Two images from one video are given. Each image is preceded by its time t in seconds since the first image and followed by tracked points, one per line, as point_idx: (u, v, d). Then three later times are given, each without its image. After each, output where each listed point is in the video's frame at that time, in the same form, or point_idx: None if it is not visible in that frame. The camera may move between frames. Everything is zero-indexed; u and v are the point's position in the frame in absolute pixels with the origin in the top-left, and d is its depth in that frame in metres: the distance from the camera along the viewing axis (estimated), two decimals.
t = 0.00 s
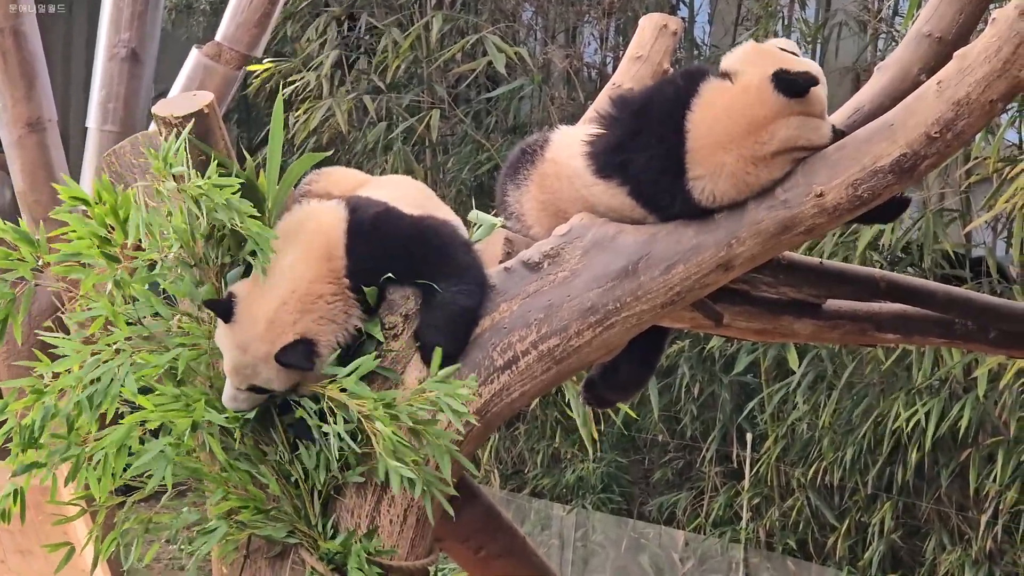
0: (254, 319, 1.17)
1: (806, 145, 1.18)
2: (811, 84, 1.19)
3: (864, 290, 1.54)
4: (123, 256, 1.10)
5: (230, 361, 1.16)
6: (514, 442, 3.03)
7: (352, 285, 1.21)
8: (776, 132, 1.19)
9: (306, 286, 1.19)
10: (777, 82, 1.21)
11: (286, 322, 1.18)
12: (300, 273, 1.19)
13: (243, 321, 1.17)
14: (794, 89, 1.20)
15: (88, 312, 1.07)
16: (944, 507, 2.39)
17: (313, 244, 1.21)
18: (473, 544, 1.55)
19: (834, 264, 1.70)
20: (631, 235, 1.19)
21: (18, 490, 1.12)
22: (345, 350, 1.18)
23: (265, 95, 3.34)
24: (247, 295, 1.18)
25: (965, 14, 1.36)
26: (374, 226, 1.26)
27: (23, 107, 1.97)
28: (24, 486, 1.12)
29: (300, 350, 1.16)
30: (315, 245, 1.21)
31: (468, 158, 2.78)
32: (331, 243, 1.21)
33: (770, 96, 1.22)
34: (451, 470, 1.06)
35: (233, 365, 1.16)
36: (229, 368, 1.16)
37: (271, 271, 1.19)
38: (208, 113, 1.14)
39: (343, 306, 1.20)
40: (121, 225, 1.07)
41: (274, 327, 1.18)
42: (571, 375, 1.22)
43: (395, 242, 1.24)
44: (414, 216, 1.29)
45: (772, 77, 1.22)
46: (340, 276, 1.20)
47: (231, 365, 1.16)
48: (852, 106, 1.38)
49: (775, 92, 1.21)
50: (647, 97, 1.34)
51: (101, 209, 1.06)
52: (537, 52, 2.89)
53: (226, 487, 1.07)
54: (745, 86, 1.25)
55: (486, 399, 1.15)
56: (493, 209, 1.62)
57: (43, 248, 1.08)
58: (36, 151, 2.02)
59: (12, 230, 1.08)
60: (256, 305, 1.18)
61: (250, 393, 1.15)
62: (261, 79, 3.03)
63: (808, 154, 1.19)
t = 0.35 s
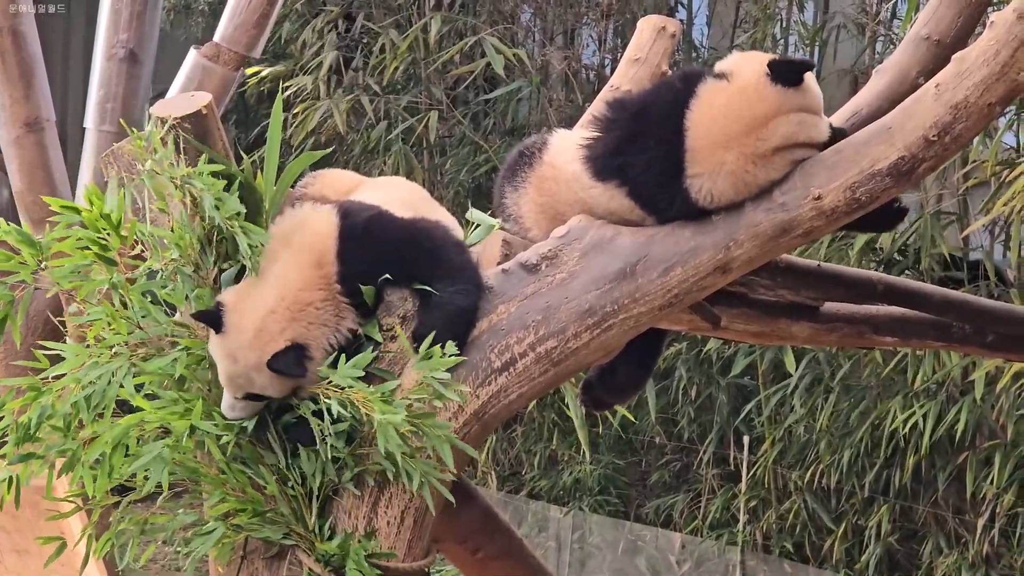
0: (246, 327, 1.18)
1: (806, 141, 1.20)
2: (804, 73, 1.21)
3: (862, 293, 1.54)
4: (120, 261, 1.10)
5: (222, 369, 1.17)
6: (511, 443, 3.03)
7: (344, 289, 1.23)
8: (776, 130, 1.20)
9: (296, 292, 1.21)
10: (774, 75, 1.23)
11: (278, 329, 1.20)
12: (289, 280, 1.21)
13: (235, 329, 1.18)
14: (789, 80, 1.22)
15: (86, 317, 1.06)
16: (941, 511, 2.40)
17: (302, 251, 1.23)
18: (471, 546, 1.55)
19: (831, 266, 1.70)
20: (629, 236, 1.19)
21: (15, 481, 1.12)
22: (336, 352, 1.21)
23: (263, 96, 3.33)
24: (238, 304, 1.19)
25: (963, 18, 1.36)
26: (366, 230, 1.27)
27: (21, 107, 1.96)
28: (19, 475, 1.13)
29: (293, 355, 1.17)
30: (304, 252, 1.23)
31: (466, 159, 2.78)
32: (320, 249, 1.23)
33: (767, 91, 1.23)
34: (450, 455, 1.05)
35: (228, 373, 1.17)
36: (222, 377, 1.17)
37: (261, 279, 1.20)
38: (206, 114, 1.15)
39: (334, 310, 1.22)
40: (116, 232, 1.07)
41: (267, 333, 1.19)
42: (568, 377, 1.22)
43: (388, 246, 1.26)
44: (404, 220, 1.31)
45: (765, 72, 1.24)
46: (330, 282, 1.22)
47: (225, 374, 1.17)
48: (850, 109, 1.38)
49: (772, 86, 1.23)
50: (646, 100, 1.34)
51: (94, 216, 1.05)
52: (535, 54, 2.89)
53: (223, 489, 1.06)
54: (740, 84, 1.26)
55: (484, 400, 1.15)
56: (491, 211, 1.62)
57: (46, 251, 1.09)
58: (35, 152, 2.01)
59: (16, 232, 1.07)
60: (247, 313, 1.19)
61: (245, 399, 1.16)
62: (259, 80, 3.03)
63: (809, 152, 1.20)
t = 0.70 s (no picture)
0: (248, 325, 1.18)
1: (800, 142, 1.20)
2: (793, 68, 1.22)
3: (859, 295, 1.54)
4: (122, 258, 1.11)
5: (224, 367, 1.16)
6: (509, 445, 3.02)
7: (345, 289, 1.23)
8: (772, 130, 1.19)
9: (298, 291, 1.21)
10: (762, 72, 1.23)
11: (279, 328, 1.20)
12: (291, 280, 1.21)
13: (238, 326, 1.18)
14: (779, 76, 1.22)
15: (87, 313, 1.07)
16: (939, 513, 2.40)
17: (303, 252, 1.23)
18: (470, 547, 1.55)
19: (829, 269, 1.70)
20: (628, 238, 1.19)
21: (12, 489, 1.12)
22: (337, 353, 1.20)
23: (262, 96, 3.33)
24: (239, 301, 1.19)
25: (963, 21, 1.37)
26: (367, 231, 1.28)
27: (20, 107, 1.96)
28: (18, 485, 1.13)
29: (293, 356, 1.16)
30: (305, 253, 1.23)
31: (465, 161, 2.78)
32: (322, 251, 1.23)
33: (760, 90, 1.23)
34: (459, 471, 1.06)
35: (229, 371, 1.16)
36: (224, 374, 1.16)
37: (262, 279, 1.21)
38: (206, 115, 1.14)
39: (335, 312, 1.22)
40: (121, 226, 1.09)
41: (268, 331, 1.19)
42: (568, 379, 1.22)
43: (389, 247, 1.26)
44: (405, 221, 1.31)
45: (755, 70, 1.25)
46: (331, 282, 1.23)
47: (226, 372, 1.16)
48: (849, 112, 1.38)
49: (763, 84, 1.23)
50: (645, 103, 1.34)
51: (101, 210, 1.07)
52: (535, 56, 2.89)
53: (223, 490, 1.06)
54: (733, 85, 1.26)
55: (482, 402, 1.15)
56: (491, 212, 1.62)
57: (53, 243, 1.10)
58: (33, 152, 2.01)
59: (24, 224, 1.09)
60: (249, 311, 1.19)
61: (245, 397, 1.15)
62: (258, 81, 3.03)
63: (804, 155, 1.19)
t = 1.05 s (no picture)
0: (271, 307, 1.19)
1: (795, 147, 1.22)
2: (779, 78, 1.22)
3: (858, 299, 1.54)
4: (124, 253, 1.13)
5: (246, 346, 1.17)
6: (507, 447, 3.02)
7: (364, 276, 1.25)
8: (766, 138, 1.22)
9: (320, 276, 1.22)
10: (751, 81, 1.24)
11: (300, 309, 1.20)
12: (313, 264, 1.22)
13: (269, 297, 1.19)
14: (767, 87, 1.23)
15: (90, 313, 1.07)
16: (936, 517, 2.40)
17: (328, 237, 1.24)
18: (466, 549, 1.55)
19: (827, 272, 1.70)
20: (626, 241, 1.19)
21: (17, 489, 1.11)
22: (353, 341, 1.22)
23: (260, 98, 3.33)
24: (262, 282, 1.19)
25: (961, 25, 1.38)
26: (383, 229, 1.29)
27: (18, 108, 1.96)
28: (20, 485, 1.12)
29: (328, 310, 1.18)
30: (327, 240, 1.24)
31: (464, 163, 2.78)
32: (343, 240, 1.25)
33: (749, 99, 1.24)
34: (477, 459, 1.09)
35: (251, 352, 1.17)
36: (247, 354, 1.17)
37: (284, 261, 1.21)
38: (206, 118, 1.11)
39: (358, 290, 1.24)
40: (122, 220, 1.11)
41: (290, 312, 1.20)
42: (566, 382, 1.22)
43: (404, 247, 1.27)
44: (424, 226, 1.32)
45: (743, 78, 1.25)
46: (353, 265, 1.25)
47: (259, 338, 1.18)
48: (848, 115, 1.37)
49: (751, 95, 1.24)
50: (644, 106, 1.35)
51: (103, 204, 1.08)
52: (533, 58, 2.89)
53: (220, 492, 1.07)
54: (723, 93, 1.27)
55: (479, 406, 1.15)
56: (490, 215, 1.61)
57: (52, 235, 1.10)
58: (31, 153, 2.00)
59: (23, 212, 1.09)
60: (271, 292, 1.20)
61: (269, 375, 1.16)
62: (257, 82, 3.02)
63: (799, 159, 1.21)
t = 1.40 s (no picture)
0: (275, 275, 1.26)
1: (796, 146, 1.24)
2: (774, 75, 1.26)
3: (855, 305, 1.54)
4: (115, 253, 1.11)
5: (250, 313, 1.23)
6: (503, 453, 3.01)
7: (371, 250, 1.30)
8: (766, 138, 1.23)
9: (326, 245, 1.29)
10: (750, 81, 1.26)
11: (305, 269, 1.28)
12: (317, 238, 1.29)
13: (276, 255, 1.27)
14: (766, 83, 1.26)
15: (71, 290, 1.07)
16: (933, 523, 2.40)
17: (343, 216, 1.32)
18: (463, 556, 1.54)
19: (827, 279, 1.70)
20: (624, 247, 1.18)
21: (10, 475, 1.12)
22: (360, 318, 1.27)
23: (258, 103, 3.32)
24: (265, 252, 1.27)
25: (961, 31, 1.37)
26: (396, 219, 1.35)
27: (16, 112, 1.96)
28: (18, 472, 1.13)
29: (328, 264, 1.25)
30: (343, 216, 1.32)
31: (461, 168, 2.78)
32: (359, 220, 1.33)
33: (747, 100, 1.26)
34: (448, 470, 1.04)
35: (259, 313, 1.24)
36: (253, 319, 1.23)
37: (292, 226, 1.29)
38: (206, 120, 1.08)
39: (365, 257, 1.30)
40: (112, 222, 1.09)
41: (300, 275, 1.28)
42: (564, 387, 1.23)
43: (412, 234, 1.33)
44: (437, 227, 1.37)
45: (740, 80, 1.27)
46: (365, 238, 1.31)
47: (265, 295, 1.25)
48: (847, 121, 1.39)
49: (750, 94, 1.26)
50: (641, 112, 1.35)
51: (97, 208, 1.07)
52: (531, 63, 2.89)
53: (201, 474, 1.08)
54: (721, 96, 1.28)
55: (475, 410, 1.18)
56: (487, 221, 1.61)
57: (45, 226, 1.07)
58: (29, 158, 2.00)
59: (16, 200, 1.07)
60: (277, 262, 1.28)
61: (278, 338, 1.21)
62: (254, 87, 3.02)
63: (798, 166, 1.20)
